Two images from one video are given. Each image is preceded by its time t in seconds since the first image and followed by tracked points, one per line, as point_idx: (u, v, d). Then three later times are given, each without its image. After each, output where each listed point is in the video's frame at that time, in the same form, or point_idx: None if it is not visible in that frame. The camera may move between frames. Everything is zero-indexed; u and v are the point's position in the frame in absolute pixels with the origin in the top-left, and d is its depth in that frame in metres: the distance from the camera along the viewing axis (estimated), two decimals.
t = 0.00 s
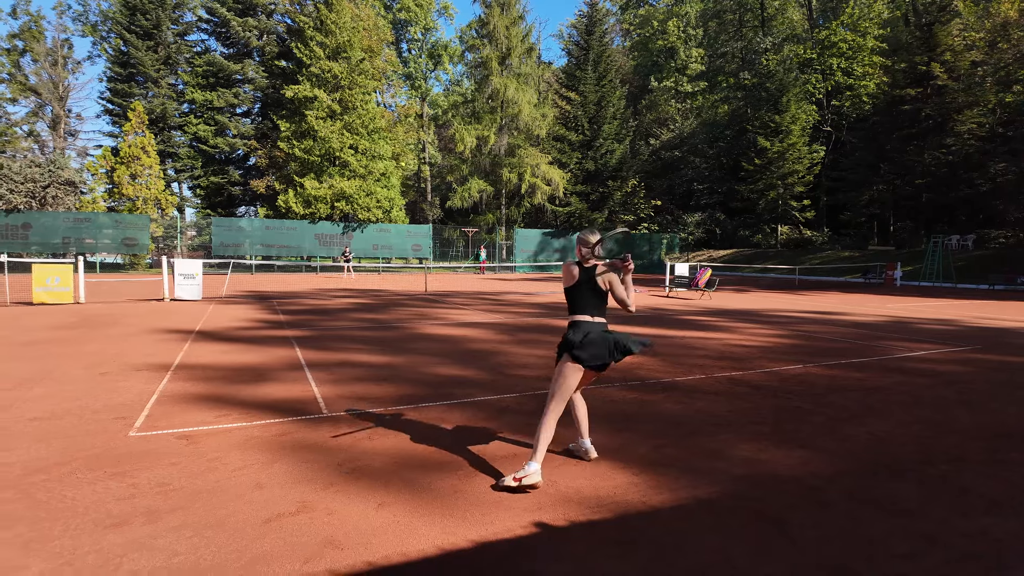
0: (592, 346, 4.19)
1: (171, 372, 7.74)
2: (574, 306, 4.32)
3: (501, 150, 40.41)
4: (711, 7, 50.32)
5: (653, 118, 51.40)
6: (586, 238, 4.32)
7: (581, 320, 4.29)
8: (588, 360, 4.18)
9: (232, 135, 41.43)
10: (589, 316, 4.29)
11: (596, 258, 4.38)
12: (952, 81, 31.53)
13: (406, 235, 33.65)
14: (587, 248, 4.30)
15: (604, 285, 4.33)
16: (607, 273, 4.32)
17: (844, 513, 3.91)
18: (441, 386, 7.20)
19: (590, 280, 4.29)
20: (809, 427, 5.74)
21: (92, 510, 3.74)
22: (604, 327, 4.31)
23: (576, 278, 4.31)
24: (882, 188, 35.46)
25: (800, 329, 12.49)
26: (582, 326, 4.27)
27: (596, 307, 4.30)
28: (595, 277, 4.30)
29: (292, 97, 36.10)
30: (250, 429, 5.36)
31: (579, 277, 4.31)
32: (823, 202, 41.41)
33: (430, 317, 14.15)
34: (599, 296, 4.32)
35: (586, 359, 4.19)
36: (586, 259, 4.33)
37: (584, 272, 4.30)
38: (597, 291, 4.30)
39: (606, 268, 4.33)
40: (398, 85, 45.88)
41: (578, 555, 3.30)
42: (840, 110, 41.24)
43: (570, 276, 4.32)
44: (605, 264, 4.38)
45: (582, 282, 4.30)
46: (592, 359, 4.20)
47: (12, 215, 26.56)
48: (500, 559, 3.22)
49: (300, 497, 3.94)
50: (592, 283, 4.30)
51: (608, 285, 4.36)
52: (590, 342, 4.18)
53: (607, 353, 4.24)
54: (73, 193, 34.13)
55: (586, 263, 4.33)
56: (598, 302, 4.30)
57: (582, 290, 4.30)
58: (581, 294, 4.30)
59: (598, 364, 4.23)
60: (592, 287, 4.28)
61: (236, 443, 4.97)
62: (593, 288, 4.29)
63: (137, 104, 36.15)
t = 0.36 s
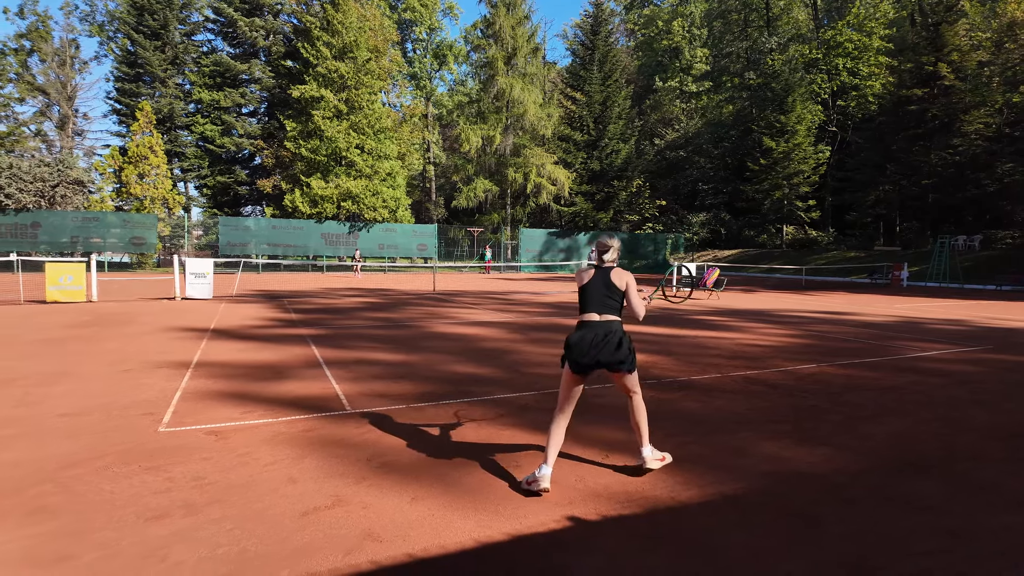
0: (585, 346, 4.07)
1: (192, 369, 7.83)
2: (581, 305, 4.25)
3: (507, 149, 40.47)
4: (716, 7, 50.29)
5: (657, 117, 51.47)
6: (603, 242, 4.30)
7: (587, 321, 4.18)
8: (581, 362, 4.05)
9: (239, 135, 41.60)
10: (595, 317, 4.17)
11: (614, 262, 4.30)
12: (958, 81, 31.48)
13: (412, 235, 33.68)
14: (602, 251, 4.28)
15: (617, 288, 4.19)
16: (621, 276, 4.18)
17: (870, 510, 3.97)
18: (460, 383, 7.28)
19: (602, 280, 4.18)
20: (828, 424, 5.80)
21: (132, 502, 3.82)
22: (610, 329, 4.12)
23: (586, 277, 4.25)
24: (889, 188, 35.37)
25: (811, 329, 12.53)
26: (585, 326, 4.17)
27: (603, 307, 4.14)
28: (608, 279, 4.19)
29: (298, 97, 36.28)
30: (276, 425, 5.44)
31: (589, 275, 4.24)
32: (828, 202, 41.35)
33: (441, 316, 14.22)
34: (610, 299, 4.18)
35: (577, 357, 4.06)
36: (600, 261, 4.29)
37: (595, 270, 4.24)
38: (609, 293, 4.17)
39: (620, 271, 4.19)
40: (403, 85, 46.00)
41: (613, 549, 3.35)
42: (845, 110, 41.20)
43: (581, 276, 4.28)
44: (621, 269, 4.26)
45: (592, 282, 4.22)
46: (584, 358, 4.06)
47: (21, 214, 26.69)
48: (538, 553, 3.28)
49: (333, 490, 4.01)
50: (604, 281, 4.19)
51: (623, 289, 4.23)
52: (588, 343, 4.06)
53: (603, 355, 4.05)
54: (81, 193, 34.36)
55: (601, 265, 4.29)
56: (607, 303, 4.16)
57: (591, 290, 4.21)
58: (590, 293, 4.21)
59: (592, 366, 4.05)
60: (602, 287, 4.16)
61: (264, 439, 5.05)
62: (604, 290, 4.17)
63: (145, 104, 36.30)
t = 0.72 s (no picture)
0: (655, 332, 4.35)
1: (208, 367, 7.89)
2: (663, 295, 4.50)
3: (511, 149, 40.53)
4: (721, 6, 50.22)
5: (662, 117, 51.45)
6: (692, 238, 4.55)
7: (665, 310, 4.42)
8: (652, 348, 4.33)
9: (244, 134, 41.76)
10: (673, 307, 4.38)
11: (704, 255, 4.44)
12: (965, 80, 31.42)
13: (417, 234, 33.81)
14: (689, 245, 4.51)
15: (698, 279, 4.33)
16: (700, 265, 4.31)
17: (891, 503, 4.01)
18: (475, 380, 7.35)
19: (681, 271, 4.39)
20: (844, 421, 5.83)
21: (162, 496, 3.88)
22: (682, 317, 4.30)
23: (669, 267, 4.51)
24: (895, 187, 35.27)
25: (821, 327, 12.56)
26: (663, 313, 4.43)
27: (681, 296, 4.36)
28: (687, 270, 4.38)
29: (304, 97, 36.40)
30: (296, 421, 5.50)
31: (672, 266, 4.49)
32: (833, 201, 41.27)
33: (450, 315, 14.28)
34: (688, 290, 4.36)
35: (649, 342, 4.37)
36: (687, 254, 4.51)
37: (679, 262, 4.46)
38: (686, 284, 4.36)
39: (701, 261, 4.32)
40: (408, 84, 46.10)
41: (639, 541, 3.39)
42: (850, 109, 41.12)
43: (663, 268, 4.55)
44: (705, 262, 4.35)
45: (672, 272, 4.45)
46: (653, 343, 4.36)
47: (30, 214, 26.85)
48: (565, 544, 3.33)
49: (359, 484, 4.07)
50: (685, 271, 4.38)
51: (705, 280, 4.33)
52: (657, 329, 4.32)
53: (671, 341, 4.25)
54: (89, 192, 34.55)
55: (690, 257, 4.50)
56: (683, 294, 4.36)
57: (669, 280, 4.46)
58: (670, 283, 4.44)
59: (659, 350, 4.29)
60: (680, 276, 4.37)
61: (286, 434, 5.11)
62: (683, 281, 4.37)
63: (152, 104, 36.44)
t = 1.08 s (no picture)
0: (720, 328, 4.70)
1: (213, 366, 7.95)
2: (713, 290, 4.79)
3: (514, 147, 40.45)
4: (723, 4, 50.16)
5: (664, 115, 51.44)
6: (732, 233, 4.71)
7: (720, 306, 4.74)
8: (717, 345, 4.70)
9: (247, 134, 41.85)
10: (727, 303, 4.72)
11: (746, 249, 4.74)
12: (968, 78, 31.32)
13: (419, 233, 33.83)
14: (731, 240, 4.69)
15: (751, 275, 4.67)
16: (755, 262, 4.64)
17: (894, 499, 4.04)
18: (479, 379, 7.39)
19: (737, 270, 4.63)
20: (847, 419, 5.86)
21: (172, 492, 3.93)
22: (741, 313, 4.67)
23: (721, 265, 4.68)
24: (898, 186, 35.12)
25: (824, 326, 12.57)
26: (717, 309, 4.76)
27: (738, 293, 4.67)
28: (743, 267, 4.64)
29: (306, 96, 36.47)
30: (302, 419, 5.55)
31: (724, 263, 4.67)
32: (836, 199, 41.19)
33: (453, 314, 14.33)
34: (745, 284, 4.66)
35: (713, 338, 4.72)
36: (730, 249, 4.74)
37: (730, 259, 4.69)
38: (742, 280, 4.64)
39: (754, 259, 4.65)
40: (410, 83, 46.21)
41: (644, 537, 3.43)
42: (853, 107, 41.08)
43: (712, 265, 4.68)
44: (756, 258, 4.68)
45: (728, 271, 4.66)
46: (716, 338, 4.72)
47: (35, 214, 26.97)
48: (570, 540, 3.36)
49: (365, 481, 4.11)
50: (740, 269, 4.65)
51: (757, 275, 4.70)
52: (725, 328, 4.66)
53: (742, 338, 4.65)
54: (92, 192, 34.65)
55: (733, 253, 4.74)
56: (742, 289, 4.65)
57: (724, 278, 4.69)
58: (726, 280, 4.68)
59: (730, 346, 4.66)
60: (737, 277, 4.62)
61: (292, 432, 5.16)
62: (739, 278, 4.64)
63: (154, 104, 36.49)
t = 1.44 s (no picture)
0: (755, 316, 5.08)
1: (211, 365, 7.96)
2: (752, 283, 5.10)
3: (514, 146, 40.37)
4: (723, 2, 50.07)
5: (664, 113, 51.41)
6: (758, 223, 5.10)
7: (758, 297, 5.10)
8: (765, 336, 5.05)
9: (247, 133, 41.84)
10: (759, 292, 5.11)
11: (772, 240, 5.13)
12: (969, 75, 31.26)
13: (420, 232, 33.82)
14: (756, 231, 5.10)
15: (784, 265, 5.04)
16: (787, 254, 5.03)
17: (888, 497, 4.04)
18: (476, 377, 7.40)
19: (767, 261, 5.02)
20: (845, 418, 5.84)
21: (165, 491, 3.93)
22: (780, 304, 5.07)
23: (753, 258, 5.04)
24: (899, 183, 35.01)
25: (823, 324, 12.56)
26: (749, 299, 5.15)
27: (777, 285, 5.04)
28: (774, 258, 5.02)
29: (306, 95, 36.46)
30: (297, 418, 5.55)
31: (756, 255, 5.02)
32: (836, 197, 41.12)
33: (453, 312, 14.35)
34: (779, 273, 5.01)
35: (748, 325, 5.10)
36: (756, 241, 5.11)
37: (766, 252, 5.04)
38: (774, 270, 5.01)
39: (785, 251, 5.04)
40: (410, 82, 46.28)
41: (636, 536, 3.43)
42: (854, 105, 41.02)
43: (745, 257, 5.04)
44: (785, 248, 5.07)
45: (759, 263, 5.02)
46: (752, 326, 5.09)
47: (35, 213, 27.00)
48: (562, 540, 3.35)
49: (358, 480, 4.11)
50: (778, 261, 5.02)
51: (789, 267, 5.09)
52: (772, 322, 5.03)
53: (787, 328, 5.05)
54: (93, 191, 34.66)
55: (761, 246, 5.13)
56: (774, 280, 5.01)
57: (755, 270, 5.05)
58: (757, 272, 5.05)
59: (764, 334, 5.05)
60: (775, 269, 4.98)
61: (286, 432, 5.16)
62: (776, 271, 5.00)
63: (155, 103, 36.47)
